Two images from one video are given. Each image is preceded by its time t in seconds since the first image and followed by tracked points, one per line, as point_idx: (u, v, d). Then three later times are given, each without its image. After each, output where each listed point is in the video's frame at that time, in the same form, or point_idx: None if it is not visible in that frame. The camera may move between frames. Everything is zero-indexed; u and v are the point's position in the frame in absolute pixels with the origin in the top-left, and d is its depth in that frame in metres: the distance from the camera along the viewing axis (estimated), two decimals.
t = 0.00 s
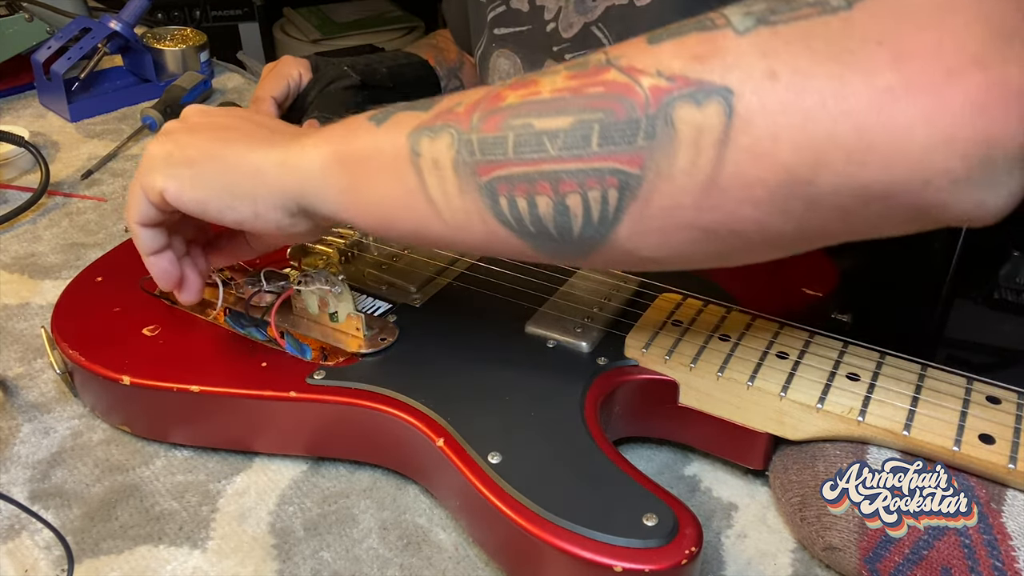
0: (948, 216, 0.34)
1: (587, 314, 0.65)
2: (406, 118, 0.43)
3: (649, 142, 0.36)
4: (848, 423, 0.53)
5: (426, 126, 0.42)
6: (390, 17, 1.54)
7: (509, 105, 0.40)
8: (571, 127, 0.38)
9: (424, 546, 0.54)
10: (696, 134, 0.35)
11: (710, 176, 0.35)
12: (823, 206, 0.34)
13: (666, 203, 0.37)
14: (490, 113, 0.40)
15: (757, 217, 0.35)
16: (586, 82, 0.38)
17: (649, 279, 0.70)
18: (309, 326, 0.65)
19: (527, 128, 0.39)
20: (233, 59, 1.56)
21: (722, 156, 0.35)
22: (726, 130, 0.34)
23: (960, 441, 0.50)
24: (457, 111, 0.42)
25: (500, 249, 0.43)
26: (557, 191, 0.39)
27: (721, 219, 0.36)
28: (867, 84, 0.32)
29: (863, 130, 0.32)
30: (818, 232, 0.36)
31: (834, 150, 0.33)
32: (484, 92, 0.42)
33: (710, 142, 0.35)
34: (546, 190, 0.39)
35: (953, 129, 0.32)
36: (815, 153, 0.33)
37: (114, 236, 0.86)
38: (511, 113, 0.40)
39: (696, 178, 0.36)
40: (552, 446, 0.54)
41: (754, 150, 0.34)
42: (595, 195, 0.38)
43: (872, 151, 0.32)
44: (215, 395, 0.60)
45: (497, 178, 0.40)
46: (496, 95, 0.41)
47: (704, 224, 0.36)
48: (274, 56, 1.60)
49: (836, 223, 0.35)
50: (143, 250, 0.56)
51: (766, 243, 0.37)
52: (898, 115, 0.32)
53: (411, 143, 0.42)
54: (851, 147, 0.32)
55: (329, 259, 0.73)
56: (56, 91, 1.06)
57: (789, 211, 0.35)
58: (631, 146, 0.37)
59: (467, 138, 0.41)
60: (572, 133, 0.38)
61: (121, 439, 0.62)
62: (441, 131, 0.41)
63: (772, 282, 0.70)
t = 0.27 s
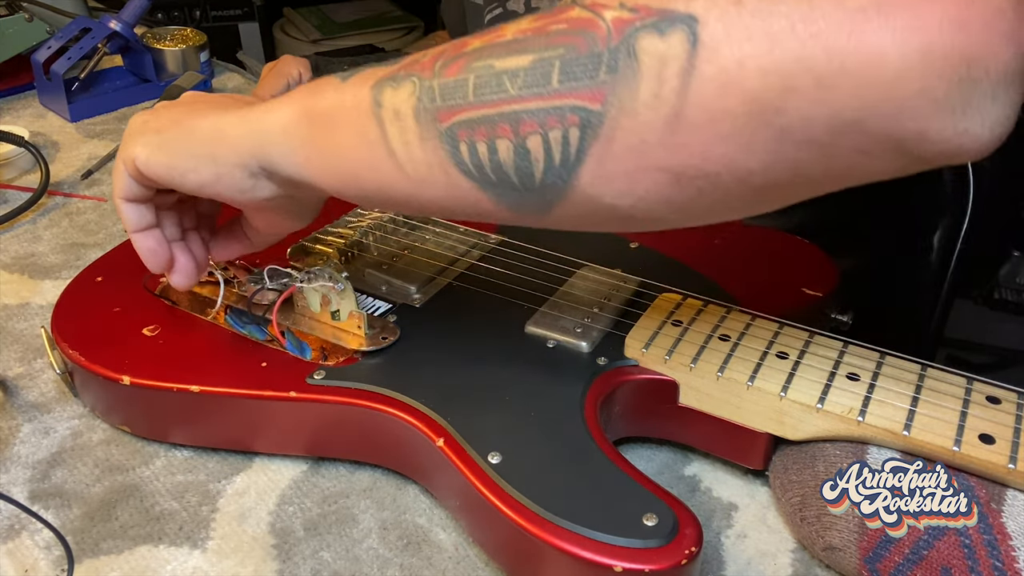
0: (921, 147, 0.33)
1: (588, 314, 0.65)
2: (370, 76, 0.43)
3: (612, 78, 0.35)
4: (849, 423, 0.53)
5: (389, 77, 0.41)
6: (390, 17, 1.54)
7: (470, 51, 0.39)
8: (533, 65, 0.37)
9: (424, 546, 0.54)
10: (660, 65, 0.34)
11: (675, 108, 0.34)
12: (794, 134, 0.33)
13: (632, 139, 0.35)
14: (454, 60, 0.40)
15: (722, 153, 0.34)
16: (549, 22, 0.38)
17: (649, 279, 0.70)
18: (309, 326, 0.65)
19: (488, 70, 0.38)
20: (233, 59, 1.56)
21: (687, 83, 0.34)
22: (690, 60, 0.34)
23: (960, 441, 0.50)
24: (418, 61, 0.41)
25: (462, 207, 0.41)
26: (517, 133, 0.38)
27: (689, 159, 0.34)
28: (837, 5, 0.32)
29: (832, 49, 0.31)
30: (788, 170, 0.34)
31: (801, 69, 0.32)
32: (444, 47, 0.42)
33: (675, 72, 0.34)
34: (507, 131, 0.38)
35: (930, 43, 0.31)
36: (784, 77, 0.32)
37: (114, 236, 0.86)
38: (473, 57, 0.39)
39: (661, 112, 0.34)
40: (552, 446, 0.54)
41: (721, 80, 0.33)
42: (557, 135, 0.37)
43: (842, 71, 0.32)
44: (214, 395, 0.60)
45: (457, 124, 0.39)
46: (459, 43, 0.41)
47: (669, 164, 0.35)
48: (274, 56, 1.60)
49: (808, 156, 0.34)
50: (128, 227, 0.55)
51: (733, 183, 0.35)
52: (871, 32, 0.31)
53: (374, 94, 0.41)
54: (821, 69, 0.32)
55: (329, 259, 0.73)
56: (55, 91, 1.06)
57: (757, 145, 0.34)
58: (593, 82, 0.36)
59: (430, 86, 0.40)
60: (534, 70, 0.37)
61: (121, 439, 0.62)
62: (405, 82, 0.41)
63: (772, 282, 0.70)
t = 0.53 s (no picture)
0: (873, 42, 0.28)
1: (588, 314, 0.65)
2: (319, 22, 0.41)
3: None
4: (848, 423, 0.53)
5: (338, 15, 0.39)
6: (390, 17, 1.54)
7: None
8: None
9: (424, 546, 0.54)
10: None
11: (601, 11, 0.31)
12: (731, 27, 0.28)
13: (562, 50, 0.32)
14: None
15: (657, 61, 0.30)
16: None
17: (650, 279, 0.70)
18: (309, 326, 0.65)
19: None
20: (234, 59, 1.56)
21: None
22: None
23: (960, 441, 0.50)
24: None
25: (414, 153, 0.38)
26: (451, 55, 0.35)
27: (627, 69, 0.31)
28: None
29: None
30: (734, 80, 0.30)
31: None
32: None
33: None
34: (441, 55, 0.35)
35: None
36: None
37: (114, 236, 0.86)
38: None
39: (589, 22, 0.31)
40: (552, 446, 0.54)
41: None
42: (489, 53, 0.34)
43: None
44: (214, 395, 0.60)
45: (393, 53, 0.36)
46: None
47: (604, 78, 0.31)
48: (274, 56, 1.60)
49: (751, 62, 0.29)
50: (105, 209, 0.55)
51: (673, 100, 0.31)
52: None
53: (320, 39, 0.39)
54: None
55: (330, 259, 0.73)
56: (55, 91, 1.06)
57: (693, 48, 0.29)
58: None
59: (373, 20, 0.38)
60: None
61: (121, 439, 0.62)
62: (351, 19, 0.38)
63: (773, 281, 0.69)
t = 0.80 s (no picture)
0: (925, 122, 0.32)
1: (588, 314, 0.65)
2: (386, 58, 0.43)
3: (613, 60, 0.36)
4: (849, 423, 0.53)
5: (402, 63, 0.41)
6: (390, 17, 1.54)
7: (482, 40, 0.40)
8: (537, 54, 0.38)
9: (424, 546, 0.54)
10: (659, 47, 0.34)
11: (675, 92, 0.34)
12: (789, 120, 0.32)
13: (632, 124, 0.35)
14: (465, 45, 0.40)
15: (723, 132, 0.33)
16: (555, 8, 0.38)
17: (649, 279, 0.70)
18: (309, 326, 0.65)
19: (497, 55, 0.39)
20: (233, 59, 1.56)
21: (687, 68, 0.33)
22: (688, 41, 0.33)
23: (960, 441, 0.50)
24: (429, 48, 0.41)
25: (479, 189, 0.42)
26: (524, 117, 0.39)
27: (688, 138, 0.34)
28: None
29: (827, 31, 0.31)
30: (788, 153, 0.33)
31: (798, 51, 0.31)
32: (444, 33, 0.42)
33: (675, 57, 0.34)
34: (513, 116, 0.39)
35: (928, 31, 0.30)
36: (780, 58, 0.31)
37: (113, 236, 0.86)
38: (483, 44, 0.40)
39: (658, 97, 0.34)
40: (552, 446, 0.54)
41: (720, 61, 0.32)
42: (561, 120, 0.37)
43: (837, 52, 0.31)
44: (214, 395, 0.60)
45: (468, 109, 0.40)
46: (469, 28, 0.41)
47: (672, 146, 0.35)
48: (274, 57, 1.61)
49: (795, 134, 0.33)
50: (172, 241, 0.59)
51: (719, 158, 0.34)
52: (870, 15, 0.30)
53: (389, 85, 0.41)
54: (819, 46, 0.31)
55: (330, 259, 0.73)
56: (56, 91, 1.06)
57: (755, 126, 0.33)
58: (596, 66, 0.36)
59: (441, 72, 0.40)
60: (539, 59, 0.38)
61: (121, 439, 0.62)
62: (419, 66, 0.41)
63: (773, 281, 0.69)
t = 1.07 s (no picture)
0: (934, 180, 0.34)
1: (588, 314, 0.65)
2: (423, 125, 0.46)
3: (656, 160, 0.39)
4: (849, 423, 0.53)
5: (447, 134, 0.45)
6: (390, 17, 1.54)
7: (522, 118, 0.43)
8: (583, 143, 0.41)
9: (424, 546, 0.54)
10: (699, 151, 0.38)
11: (713, 191, 0.38)
12: (821, 220, 0.37)
13: (672, 213, 0.40)
14: (507, 125, 0.43)
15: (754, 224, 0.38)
16: (595, 98, 0.41)
17: (649, 279, 0.70)
18: (309, 326, 0.65)
19: (542, 144, 0.42)
20: (233, 59, 1.56)
21: (726, 171, 0.38)
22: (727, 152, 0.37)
23: (959, 441, 0.50)
24: (473, 120, 0.44)
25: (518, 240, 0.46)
26: (569, 202, 0.42)
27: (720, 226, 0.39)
28: (863, 109, 0.34)
29: (859, 147, 0.35)
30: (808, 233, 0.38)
31: (829, 164, 0.35)
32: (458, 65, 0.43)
33: (714, 158, 0.38)
34: (559, 200, 0.42)
35: (946, 154, 0.34)
36: (814, 173, 0.36)
37: (113, 235, 0.86)
38: (524, 126, 0.43)
39: (698, 193, 0.39)
40: (552, 446, 0.54)
41: (756, 167, 0.37)
42: (605, 207, 0.41)
43: (868, 170, 0.35)
44: (215, 395, 0.60)
45: (514, 189, 0.43)
46: (510, 104, 0.43)
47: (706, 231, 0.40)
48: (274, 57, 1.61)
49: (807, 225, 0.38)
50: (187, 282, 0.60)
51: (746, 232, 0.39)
52: (891, 134, 0.34)
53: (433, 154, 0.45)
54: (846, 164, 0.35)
55: (330, 259, 0.73)
56: (56, 91, 1.06)
57: (781, 222, 0.38)
58: (638, 163, 0.40)
59: (487, 151, 0.44)
60: (584, 149, 0.41)
61: (121, 439, 0.62)
62: (462, 142, 0.44)
63: (773, 280, 0.69)
